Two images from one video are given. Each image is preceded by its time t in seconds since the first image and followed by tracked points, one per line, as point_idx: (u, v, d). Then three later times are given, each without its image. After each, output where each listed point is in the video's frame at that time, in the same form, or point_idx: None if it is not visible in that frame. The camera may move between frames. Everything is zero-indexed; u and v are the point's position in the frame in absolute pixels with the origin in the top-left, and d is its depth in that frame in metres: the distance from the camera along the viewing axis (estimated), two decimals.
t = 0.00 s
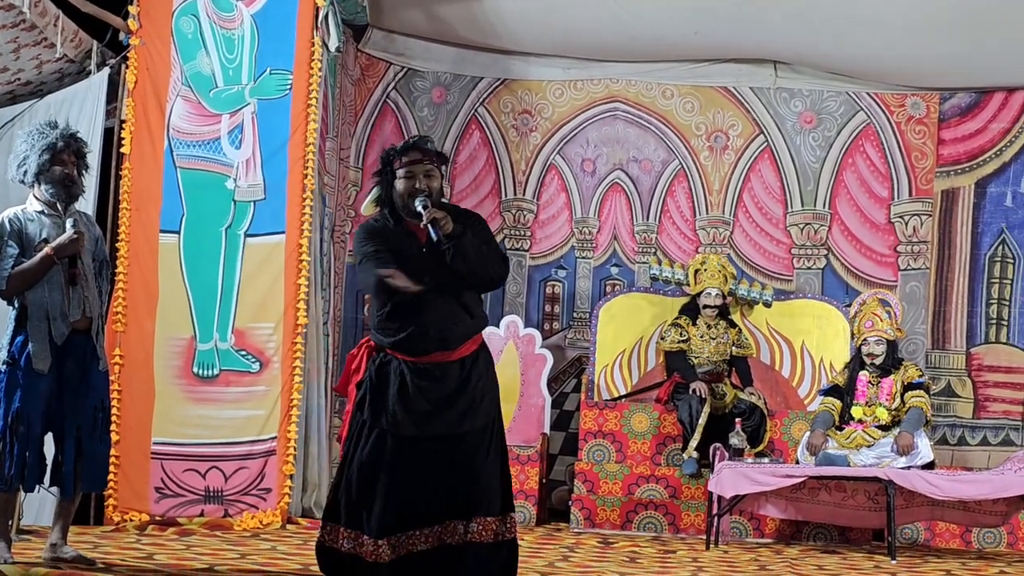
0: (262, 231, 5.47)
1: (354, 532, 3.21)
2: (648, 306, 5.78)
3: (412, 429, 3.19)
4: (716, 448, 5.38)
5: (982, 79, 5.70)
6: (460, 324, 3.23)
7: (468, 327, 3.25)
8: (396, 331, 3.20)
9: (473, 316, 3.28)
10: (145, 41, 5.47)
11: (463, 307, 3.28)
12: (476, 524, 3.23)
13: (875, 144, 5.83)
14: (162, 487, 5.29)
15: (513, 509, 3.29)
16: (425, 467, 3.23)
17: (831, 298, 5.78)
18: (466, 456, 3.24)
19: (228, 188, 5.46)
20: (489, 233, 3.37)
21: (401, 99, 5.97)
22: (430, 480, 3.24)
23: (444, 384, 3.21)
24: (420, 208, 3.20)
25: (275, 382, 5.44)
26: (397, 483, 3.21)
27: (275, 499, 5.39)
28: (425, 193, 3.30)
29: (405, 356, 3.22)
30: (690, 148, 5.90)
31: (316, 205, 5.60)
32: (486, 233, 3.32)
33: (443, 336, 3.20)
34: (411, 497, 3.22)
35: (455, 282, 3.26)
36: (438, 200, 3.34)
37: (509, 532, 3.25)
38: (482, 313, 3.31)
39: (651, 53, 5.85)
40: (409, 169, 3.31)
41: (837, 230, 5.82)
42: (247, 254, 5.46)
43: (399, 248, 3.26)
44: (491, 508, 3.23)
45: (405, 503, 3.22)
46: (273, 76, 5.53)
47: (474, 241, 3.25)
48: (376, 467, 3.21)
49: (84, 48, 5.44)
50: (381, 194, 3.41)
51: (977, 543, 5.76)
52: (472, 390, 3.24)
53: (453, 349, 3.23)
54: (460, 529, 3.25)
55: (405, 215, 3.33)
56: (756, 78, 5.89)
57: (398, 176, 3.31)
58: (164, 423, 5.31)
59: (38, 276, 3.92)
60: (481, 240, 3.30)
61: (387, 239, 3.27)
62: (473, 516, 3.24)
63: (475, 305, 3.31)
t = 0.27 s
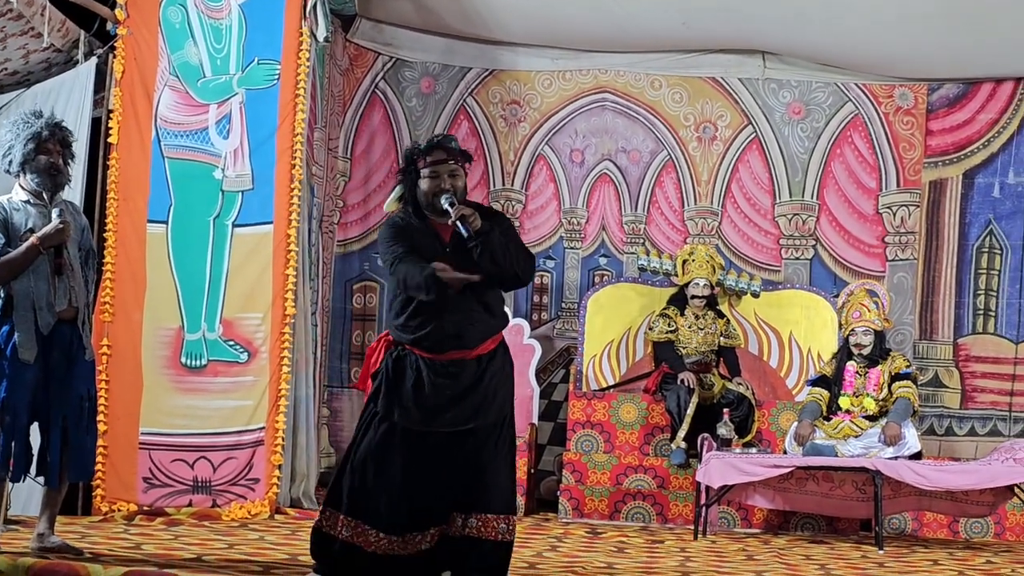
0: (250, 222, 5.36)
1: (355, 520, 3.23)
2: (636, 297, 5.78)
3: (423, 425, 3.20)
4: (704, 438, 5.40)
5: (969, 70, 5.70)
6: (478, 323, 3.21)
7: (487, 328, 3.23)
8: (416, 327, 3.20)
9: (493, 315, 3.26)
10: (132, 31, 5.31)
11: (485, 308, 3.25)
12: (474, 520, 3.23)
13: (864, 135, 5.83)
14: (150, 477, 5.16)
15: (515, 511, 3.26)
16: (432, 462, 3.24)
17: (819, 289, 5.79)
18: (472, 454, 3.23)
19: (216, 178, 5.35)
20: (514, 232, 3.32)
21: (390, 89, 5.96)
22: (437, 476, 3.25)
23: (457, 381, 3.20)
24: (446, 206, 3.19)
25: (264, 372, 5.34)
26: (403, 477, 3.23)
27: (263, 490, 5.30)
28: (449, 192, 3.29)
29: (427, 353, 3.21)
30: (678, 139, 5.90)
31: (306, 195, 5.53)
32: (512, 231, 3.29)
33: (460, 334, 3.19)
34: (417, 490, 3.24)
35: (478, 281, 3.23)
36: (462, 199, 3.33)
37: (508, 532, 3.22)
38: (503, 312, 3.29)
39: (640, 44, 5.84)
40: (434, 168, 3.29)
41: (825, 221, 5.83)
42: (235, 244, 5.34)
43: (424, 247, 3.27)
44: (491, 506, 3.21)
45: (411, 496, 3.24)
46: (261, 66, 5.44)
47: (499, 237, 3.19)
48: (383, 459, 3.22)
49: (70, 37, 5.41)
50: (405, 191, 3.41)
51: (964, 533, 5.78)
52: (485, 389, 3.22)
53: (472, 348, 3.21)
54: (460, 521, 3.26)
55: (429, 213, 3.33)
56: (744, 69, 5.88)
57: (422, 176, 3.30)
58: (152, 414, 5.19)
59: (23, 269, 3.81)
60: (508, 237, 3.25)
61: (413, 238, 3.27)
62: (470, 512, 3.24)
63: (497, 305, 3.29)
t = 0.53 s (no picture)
0: (243, 214, 5.32)
1: (356, 511, 3.11)
2: (628, 289, 5.78)
3: (428, 419, 3.09)
4: (697, 430, 5.40)
5: (962, 62, 5.70)
6: (486, 322, 3.13)
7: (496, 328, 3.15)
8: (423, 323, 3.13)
9: (504, 315, 3.18)
10: (124, 23, 5.29)
11: (495, 308, 3.18)
12: (471, 515, 3.12)
13: (857, 127, 5.83)
14: (142, 469, 5.16)
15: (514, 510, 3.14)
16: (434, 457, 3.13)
17: (812, 281, 5.79)
18: (475, 449, 3.12)
19: (208, 170, 5.32)
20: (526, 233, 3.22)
21: (382, 82, 5.97)
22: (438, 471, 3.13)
23: (464, 376, 3.10)
24: (458, 203, 3.06)
25: (256, 364, 5.31)
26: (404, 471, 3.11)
27: (255, 482, 5.25)
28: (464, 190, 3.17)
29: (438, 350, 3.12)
30: (671, 131, 5.90)
31: (298, 187, 5.52)
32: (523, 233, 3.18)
33: (469, 332, 3.11)
34: (416, 485, 3.12)
35: (487, 280, 3.15)
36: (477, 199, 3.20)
37: (505, 531, 3.10)
38: (514, 311, 3.21)
39: (633, 36, 5.84)
40: (451, 165, 3.17)
41: (818, 213, 5.83)
42: (227, 236, 5.31)
43: (433, 244, 3.15)
44: (490, 504, 3.10)
45: (410, 491, 3.12)
46: (254, 58, 5.40)
47: (509, 239, 3.12)
48: (385, 452, 3.11)
49: (62, 29, 5.36)
50: (421, 187, 3.29)
51: (956, 525, 5.79)
52: (492, 385, 3.12)
53: (481, 347, 3.13)
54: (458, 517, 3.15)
55: (443, 211, 3.21)
56: (737, 61, 5.88)
57: (439, 172, 3.19)
58: (144, 406, 5.18)
59: (18, 259, 3.83)
60: (518, 238, 3.17)
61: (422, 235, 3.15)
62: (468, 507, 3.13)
63: (506, 304, 3.19)
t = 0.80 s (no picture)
0: (237, 209, 5.31)
1: (352, 507, 3.07)
2: (623, 284, 5.77)
3: (424, 417, 3.05)
4: (690, 425, 5.40)
5: (956, 57, 5.70)
6: (483, 323, 3.06)
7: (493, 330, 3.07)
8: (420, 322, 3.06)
9: (502, 316, 3.10)
10: (117, 18, 5.15)
11: (494, 309, 3.09)
12: (468, 513, 3.10)
13: (850, 122, 5.84)
14: (136, 465, 5.05)
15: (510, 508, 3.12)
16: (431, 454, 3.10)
17: (805, 275, 5.80)
18: (472, 447, 3.09)
19: (202, 165, 5.28)
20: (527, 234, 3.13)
21: (376, 77, 5.96)
22: (434, 467, 3.11)
23: (461, 374, 3.05)
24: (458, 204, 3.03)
25: (251, 360, 5.30)
26: (399, 467, 3.09)
27: (250, 477, 5.25)
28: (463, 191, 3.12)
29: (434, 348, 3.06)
30: (666, 126, 5.90)
31: (291, 181, 5.53)
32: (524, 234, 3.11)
33: (468, 332, 3.05)
34: (412, 481, 3.10)
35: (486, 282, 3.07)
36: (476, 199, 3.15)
37: (501, 531, 3.08)
38: (515, 311, 3.13)
39: (627, 31, 5.83)
40: (450, 164, 3.12)
41: (812, 208, 5.83)
42: (221, 231, 5.28)
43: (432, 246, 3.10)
44: (486, 502, 3.08)
45: (405, 487, 3.09)
46: (248, 53, 5.40)
47: (509, 240, 3.05)
48: (382, 449, 3.08)
49: (56, 23, 5.06)
50: (420, 187, 3.24)
51: (950, 519, 5.80)
52: (490, 384, 3.08)
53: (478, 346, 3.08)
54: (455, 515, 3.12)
55: (443, 211, 3.16)
56: (731, 56, 5.89)
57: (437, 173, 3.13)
58: (138, 402, 5.07)
59: (13, 254, 3.82)
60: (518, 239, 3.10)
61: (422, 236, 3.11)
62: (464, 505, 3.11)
63: (505, 305, 3.11)
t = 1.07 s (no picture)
0: (233, 203, 5.22)
1: (350, 502, 3.08)
2: (618, 279, 5.77)
3: (423, 412, 3.04)
4: (688, 419, 5.35)
5: (952, 51, 5.70)
6: (485, 318, 3.05)
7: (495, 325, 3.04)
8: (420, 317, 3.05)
9: (503, 310, 3.08)
10: (113, 13, 5.17)
11: (496, 306, 3.08)
12: (466, 509, 3.07)
13: (846, 116, 5.83)
14: (132, 459, 5.03)
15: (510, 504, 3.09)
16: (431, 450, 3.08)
17: (801, 270, 5.80)
18: (472, 443, 3.06)
19: (198, 160, 5.20)
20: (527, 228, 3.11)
21: (372, 71, 5.95)
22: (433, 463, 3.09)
23: (461, 370, 3.03)
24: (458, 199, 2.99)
25: (247, 355, 5.21)
26: (398, 462, 3.08)
27: (246, 472, 5.16)
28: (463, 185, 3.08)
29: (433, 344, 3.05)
30: (662, 120, 5.90)
31: (287, 175, 5.44)
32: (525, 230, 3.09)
33: (468, 327, 3.03)
34: (411, 477, 3.09)
35: (486, 276, 3.06)
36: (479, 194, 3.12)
37: (500, 526, 3.05)
38: (515, 306, 3.11)
39: (622, 25, 5.83)
40: (451, 159, 3.09)
41: (808, 203, 5.83)
42: (217, 226, 5.20)
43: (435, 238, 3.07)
44: (484, 497, 3.05)
45: (404, 482, 3.08)
46: (244, 47, 5.30)
47: (510, 235, 3.04)
48: (381, 444, 3.07)
49: (52, 18, 5.06)
50: (421, 181, 3.21)
51: (946, 513, 5.80)
52: (489, 378, 3.05)
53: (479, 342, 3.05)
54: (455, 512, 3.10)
55: (444, 205, 3.13)
56: (728, 50, 5.88)
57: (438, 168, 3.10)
58: (135, 396, 5.05)
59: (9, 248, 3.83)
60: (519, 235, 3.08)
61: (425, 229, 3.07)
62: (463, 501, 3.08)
63: (506, 299, 3.10)
